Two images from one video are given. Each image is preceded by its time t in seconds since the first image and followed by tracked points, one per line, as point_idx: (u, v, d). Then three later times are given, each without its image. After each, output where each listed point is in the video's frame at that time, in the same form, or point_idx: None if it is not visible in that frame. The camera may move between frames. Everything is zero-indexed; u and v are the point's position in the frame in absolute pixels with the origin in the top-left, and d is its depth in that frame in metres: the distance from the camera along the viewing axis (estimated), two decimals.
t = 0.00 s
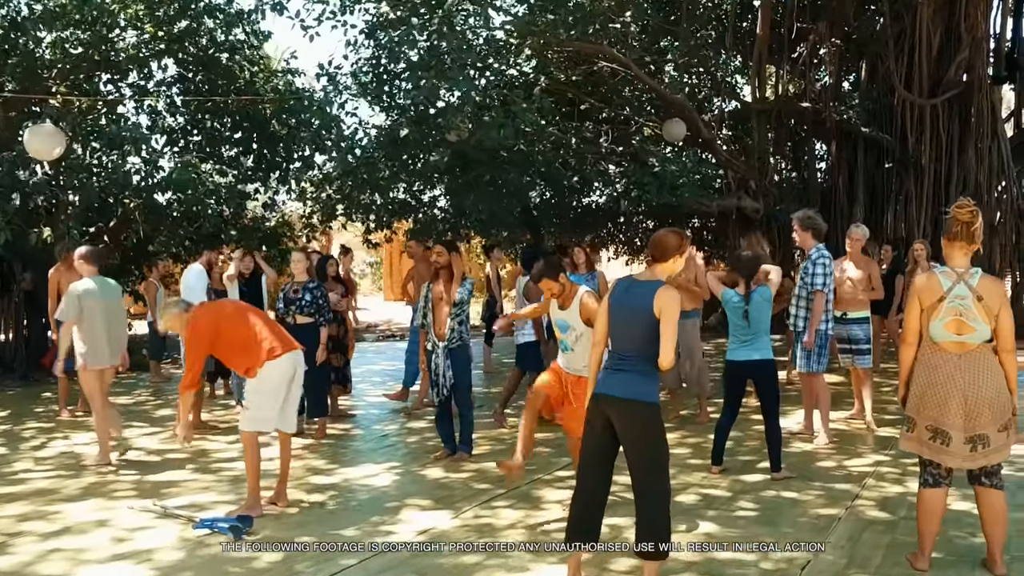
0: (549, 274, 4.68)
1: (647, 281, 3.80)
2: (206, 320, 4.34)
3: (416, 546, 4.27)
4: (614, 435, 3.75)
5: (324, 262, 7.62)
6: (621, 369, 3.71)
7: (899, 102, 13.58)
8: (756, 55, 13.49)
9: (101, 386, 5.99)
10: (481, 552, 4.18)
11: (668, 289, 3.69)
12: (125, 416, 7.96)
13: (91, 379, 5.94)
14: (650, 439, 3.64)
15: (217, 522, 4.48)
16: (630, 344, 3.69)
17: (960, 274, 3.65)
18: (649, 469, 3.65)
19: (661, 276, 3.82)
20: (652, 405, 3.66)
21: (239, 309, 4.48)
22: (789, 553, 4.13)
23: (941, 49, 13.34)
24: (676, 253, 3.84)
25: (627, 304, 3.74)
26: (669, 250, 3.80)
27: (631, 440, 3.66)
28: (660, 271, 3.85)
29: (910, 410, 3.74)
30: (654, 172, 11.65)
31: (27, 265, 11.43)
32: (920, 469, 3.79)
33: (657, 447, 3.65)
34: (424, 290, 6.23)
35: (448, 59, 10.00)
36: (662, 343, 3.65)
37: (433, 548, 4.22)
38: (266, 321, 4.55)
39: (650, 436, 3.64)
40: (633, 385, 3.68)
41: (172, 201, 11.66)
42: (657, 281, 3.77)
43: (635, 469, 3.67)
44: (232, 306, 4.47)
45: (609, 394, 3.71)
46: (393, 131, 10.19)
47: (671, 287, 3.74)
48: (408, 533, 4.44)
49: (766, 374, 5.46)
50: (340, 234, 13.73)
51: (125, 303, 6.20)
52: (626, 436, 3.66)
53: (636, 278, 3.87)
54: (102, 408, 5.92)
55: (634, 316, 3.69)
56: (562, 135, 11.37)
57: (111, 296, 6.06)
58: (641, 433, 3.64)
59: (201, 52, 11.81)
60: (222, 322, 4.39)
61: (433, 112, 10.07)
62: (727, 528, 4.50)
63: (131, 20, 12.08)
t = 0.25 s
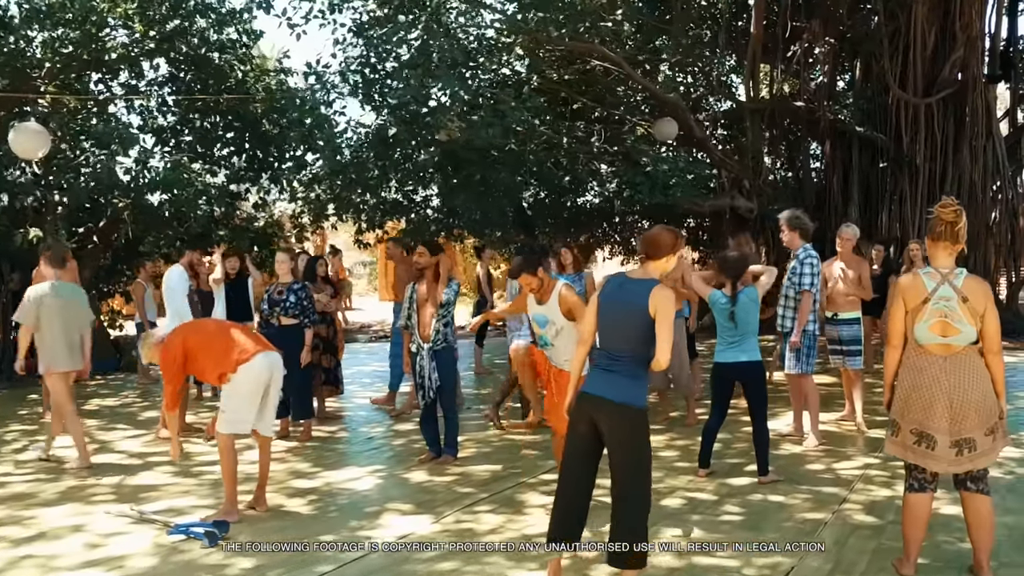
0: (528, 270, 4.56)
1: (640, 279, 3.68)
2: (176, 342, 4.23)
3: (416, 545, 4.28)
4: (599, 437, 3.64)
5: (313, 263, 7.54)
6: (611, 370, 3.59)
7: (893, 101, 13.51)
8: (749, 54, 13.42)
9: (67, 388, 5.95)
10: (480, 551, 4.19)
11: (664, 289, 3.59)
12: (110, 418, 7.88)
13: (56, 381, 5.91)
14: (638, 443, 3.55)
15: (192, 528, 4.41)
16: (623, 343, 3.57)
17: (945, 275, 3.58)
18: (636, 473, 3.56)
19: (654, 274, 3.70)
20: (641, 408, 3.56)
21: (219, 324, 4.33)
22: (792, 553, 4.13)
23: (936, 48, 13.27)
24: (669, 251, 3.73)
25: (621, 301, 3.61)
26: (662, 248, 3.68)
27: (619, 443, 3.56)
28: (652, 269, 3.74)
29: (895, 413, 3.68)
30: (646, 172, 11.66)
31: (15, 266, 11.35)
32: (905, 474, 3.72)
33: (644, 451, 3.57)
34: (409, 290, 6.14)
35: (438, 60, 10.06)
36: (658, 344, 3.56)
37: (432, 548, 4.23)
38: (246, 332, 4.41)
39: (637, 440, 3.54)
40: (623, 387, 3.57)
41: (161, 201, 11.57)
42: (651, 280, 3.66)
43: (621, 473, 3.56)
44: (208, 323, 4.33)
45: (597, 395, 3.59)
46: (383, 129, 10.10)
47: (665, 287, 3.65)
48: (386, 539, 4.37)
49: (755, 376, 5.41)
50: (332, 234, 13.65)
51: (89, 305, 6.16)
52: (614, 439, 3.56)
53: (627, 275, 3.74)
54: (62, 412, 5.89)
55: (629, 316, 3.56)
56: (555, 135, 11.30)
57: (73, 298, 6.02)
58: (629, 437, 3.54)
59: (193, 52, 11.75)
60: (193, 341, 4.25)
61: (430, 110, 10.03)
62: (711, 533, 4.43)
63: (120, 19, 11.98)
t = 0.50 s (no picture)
0: (508, 272, 4.49)
1: (626, 276, 3.54)
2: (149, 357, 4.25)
3: (417, 546, 4.25)
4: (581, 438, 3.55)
5: (299, 263, 7.47)
6: (597, 371, 3.47)
7: (887, 100, 13.45)
8: (743, 53, 13.36)
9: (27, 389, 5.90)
10: (482, 551, 4.17)
11: (652, 288, 3.46)
12: (94, 419, 7.80)
13: (15, 382, 5.86)
14: (622, 445, 3.46)
15: (168, 531, 4.33)
16: (610, 344, 3.45)
17: (929, 275, 3.53)
18: (620, 477, 3.48)
19: (640, 271, 3.56)
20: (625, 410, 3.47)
21: (198, 335, 4.33)
22: (790, 552, 4.12)
23: (929, 46, 13.20)
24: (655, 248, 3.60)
25: (608, 300, 3.47)
26: (647, 245, 3.56)
27: (603, 445, 3.47)
28: (637, 265, 3.60)
29: (879, 414, 3.61)
30: (638, 171, 11.61)
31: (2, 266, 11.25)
32: (890, 476, 3.66)
33: (627, 453, 3.49)
34: (394, 291, 6.10)
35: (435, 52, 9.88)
36: (647, 345, 3.45)
37: (433, 548, 4.21)
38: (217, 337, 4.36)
39: (621, 442, 3.45)
40: (608, 388, 3.46)
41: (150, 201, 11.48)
42: (637, 278, 3.53)
43: (605, 477, 3.48)
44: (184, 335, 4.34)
45: (582, 395, 3.48)
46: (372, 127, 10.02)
47: (651, 285, 3.52)
48: (365, 542, 4.31)
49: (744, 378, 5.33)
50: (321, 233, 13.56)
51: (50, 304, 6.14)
52: (599, 442, 3.46)
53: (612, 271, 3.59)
54: (25, 412, 5.84)
55: (616, 316, 3.44)
56: (546, 133, 11.22)
57: (33, 298, 5.99)
58: (614, 440, 3.45)
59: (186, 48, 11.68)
60: (165, 354, 4.26)
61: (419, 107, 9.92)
62: (695, 535, 4.37)
63: (109, 17, 11.87)
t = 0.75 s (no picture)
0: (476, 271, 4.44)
1: (607, 274, 3.33)
2: (125, 368, 4.36)
3: (416, 545, 4.20)
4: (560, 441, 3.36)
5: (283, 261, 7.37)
6: (578, 372, 3.27)
7: (881, 98, 13.39)
8: (736, 51, 13.31)
9: None
10: (481, 551, 4.13)
11: (635, 287, 3.26)
12: (78, 420, 7.72)
13: None
14: (603, 449, 3.29)
15: (141, 534, 4.25)
16: (593, 344, 3.24)
17: (914, 273, 3.46)
18: (601, 484, 3.30)
19: (621, 269, 3.36)
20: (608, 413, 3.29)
21: (173, 344, 4.40)
22: (796, 552, 4.06)
23: (924, 45, 13.13)
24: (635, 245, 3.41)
25: (589, 298, 3.26)
26: (624, 244, 3.38)
27: (584, 451, 3.29)
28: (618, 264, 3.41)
29: (864, 415, 3.54)
30: (630, 169, 11.55)
31: None
32: (875, 478, 3.59)
33: (609, 457, 3.31)
34: (379, 290, 6.05)
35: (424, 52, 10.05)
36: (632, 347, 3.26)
37: (433, 548, 4.17)
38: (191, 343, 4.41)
39: (602, 446, 3.28)
40: (589, 391, 3.27)
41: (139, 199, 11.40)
42: (617, 276, 3.32)
43: (586, 482, 3.30)
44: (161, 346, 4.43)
45: (562, 397, 3.28)
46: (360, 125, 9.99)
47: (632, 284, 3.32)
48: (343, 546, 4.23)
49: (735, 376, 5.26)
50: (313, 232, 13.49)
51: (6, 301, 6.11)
52: (580, 445, 3.28)
53: (592, 268, 3.38)
54: None
55: (598, 316, 3.23)
56: (537, 131, 11.16)
57: None
58: (596, 445, 3.27)
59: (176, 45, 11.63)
60: (139, 363, 4.33)
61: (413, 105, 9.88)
62: (679, 539, 4.29)
63: (99, 15, 11.76)
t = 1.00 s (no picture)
0: (436, 274, 4.39)
1: (583, 276, 3.20)
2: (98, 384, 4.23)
3: (417, 545, 4.21)
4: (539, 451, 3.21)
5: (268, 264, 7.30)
6: (558, 379, 3.12)
7: (876, 98, 13.29)
8: (731, 50, 13.23)
9: None
10: (480, 550, 4.13)
11: (614, 289, 3.14)
12: (62, 423, 7.61)
13: None
14: (585, 457, 3.16)
15: (114, 542, 4.16)
16: (574, 350, 3.10)
17: (900, 274, 3.38)
18: (583, 493, 3.17)
19: (597, 271, 3.22)
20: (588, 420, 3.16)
21: (147, 351, 4.32)
22: (798, 552, 4.07)
23: (919, 43, 13.09)
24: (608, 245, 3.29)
25: (568, 302, 3.11)
26: (599, 244, 3.24)
27: (564, 461, 3.15)
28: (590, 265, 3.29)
29: (851, 420, 3.45)
30: (622, 169, 11.47)
31: None
32: (863, 485, 3.50)
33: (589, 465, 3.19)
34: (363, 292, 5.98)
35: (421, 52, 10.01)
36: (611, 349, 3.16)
37: (433, 548, 4.17)
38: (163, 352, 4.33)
39: (584, 455, 3.15)
40: (567, 398, 3.13)
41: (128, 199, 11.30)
42: (593, 278, 3.19)
43: (568, 493, 3.16)
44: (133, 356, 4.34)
45: (543, 406, 3.12)
46: (349, 122, 9.88)
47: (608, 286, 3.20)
48: (320, 554, 4.13)
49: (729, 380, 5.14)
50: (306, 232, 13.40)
51: None
52: (562, 455, 3.14)
53: (565, 269, 3.24)
54: None
55: (578, 320, 3.09)
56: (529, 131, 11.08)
57: None
58: (577, 453, 3.14)
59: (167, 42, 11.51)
60: (111, 375, 4.21)
61: (406, 105, 9.80)
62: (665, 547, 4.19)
63: (89, 14, 11.65)
